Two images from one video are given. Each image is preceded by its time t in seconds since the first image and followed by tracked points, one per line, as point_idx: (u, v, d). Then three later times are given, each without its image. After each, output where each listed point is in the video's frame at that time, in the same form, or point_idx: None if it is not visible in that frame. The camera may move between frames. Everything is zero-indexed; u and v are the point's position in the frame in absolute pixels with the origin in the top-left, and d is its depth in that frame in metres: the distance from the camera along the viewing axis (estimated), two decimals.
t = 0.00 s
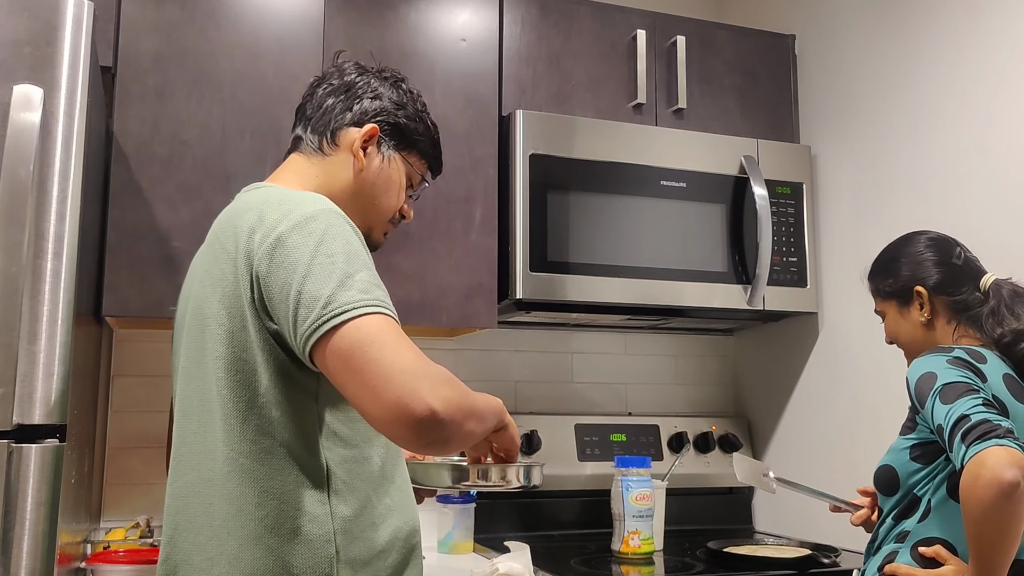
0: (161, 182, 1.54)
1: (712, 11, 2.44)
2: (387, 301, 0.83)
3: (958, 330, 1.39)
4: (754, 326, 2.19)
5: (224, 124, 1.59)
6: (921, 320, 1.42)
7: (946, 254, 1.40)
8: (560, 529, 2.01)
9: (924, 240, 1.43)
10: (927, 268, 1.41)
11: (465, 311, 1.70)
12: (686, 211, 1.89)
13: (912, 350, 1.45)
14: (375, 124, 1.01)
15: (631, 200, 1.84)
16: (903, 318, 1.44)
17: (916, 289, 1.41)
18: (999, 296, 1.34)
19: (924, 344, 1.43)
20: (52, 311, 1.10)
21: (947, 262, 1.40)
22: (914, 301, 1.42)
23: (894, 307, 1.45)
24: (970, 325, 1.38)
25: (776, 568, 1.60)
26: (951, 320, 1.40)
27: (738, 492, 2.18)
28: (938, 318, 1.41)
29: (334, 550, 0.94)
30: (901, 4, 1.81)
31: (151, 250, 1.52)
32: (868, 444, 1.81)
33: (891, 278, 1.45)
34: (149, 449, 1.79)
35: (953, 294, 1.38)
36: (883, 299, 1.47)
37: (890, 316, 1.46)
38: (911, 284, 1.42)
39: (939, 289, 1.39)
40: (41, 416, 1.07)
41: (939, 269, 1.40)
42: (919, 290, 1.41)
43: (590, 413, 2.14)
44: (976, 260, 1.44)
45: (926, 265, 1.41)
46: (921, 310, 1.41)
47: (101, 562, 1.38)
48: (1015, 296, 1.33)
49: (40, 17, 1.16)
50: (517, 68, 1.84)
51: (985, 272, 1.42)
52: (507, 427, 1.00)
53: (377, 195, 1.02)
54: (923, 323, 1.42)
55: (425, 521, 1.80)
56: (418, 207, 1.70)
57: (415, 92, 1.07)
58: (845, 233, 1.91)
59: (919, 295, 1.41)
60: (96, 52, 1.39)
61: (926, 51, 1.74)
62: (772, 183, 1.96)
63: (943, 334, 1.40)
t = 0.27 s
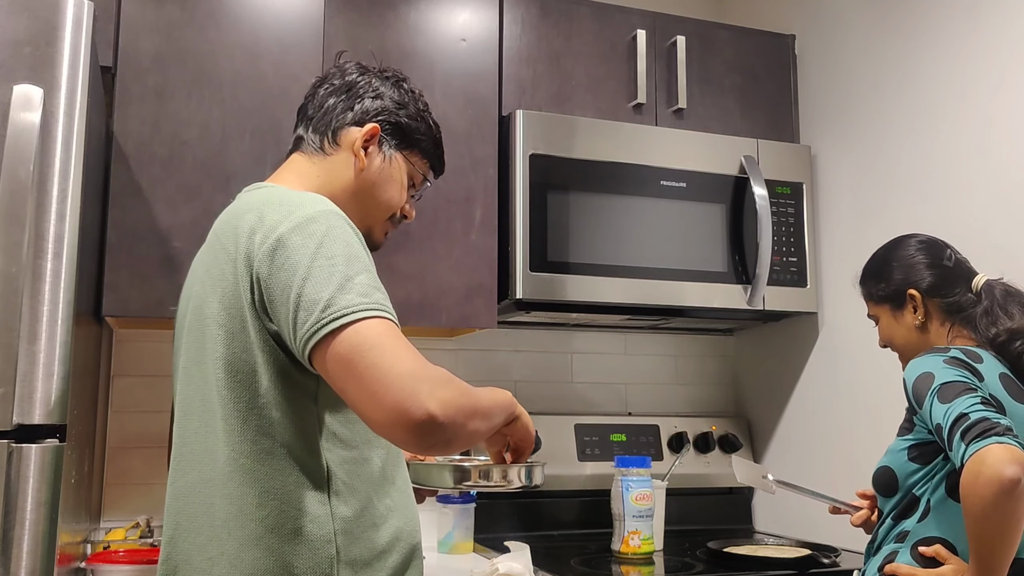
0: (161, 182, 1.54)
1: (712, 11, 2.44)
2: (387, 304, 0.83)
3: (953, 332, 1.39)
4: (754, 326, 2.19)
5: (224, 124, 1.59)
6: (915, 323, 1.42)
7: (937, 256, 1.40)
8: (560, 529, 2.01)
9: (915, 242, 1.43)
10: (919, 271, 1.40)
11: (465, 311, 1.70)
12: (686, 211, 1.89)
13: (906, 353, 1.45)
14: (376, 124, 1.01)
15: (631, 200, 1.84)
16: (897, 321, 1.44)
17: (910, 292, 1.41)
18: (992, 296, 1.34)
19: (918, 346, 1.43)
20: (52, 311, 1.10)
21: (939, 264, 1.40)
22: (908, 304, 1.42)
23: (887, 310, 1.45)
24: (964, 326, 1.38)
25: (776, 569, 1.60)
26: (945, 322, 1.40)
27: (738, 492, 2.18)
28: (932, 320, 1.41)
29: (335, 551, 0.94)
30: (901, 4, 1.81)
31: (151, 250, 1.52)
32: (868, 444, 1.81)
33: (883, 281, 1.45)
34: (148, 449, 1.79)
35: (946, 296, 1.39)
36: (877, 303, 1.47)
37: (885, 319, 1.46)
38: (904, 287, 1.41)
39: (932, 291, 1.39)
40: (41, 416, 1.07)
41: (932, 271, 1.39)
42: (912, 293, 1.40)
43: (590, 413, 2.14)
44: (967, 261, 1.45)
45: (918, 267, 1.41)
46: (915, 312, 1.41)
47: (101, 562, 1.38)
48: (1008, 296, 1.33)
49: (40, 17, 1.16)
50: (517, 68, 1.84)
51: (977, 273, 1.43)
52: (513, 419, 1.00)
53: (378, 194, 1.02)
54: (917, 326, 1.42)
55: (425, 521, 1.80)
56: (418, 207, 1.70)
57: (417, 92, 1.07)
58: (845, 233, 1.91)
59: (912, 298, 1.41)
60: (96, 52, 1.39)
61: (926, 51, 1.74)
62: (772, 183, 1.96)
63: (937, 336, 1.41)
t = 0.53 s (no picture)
0: (161, 182, 1.54)
1: (712, 11, 2.44)
2: (388, 303, 0.83)
3: (952, 332, 1.40)
4: (754, 326, 2.19)
5: (224, 124, 1.59)
6: (914, 323, 1.42)
7: (934, 256, 1.40)
8: (560, 529, 2.01)
9: (912, 243, 1.43)
10: (917, 272, 1.41)
11: (465, 311, 1.70)
12: (686, 211, 1.89)
13: (905, 353, 1.45)
14: (376, 124, 1.01)
15: (631, 200, 1.84)
16: (896, 321, 1.44)
17: (907, 293, 1.41)
18: (989, 296, 1.34)
19: (917, 346, 1.43)
20: (52, 311, 1.10)
21: (936, 265, 1.40)
22: (905, 304, 1.42)
23: (886, 311, 1.46)
24: (962, 326, 1.38)
25: (776, 569, 1.60)
26: (943, 322, 1.40)
27: (738, 492, 2.18)
28: (930, 320, 1.41)
29: (335, 550, 0.94)
30: (901, 4, 1.81)
31: (151, 250, 1.52)
32: (868, 444, 1.81)
33: (881, 283, 1.45)
34: (148, 449, 1.79)
35: (943, 297, 1.39)
36: (875, 304, 1.47)
37: (883, 320, 1.47)
38: (901, 288, 1.42)
39: (930, 292, 1.39)
40: (41, 416, 1.07)
41: (929, 272, 1.40)
42: (909, 294, 1.41)
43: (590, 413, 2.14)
44: (964, 261, 1.45)
45: (915, 268, 1.41)
46: (913, 313, 1.42)
47: (101, 563, 1.38)
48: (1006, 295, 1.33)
49: (40, 17, 1.16)
50: (517, 68, 1.84)
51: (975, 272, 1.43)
52: (509, 417, 1.00)
53: (378, 194, 1.02)
54: (915, 327, 1.42)
55: (425, 521, 1.80)
56: (418, 207, 1.70)
57: (419, 92, 1.07)
58: (845, 233, 1.91)
59: (909, 298, 1.41)
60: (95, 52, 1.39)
61: (926, 52, 1.74)
62: (772, 183, 1.96)
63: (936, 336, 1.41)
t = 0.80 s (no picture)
0: (161, 182, 1.54)
1: (712, 11, 2.44)
2: (393, 298, 0.83)
3: (951, 331, 1.39)
4: (754, 326, 2.19)
5: (224, 124, 1.59)
6: (913, 322, 1.41)
7: (933, 255, 1.40)
8: (560, 529, 2.01)
9: (911, 242, 1.43)
10: (916, 271, 1.41)
11: (465, 311, 1.70)
12: (686, 211, 1.89)
13: (906, 353, 1.45)
14: (376, 126, 1.01)
15: (631, 201, 1.84)
16: (896, 321, 1.44)
17: (906, 292, 1.41)
18: (987, 293, 1.34)
19: (917, 345, 1.43)
20: (52, 311, 1.10)
21: (935, 263, 1.40)
22: (905, 304, 1.42)
23: (886, 310, 1.45)
24: (962, 325, 1.38)
25: (776, 569, 1.60)
26: (943, 320, 1.40)
27: (738, 492, 2.18)
28: (929, 319, 1.41)
29: (335, 550, 0.94)
30: (901, 4, 1.81)
31: (151, 250, 1.52)
32: (868, 444, 1.81)
33: (880, 282, 1.45)
34: (148, 449, 1.79)
35: (942, 295, 1.38)
36: (875, 304, 1.47)
37: (884, 320, 1.46)
38: (900, 287, 1.42)
39: (929, 290, 1.39)
40: (41, 416, 1.07)
41: (928, 270, 1.40)
42: (909, 293, 1.41)
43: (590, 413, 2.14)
44: (964, 258, 1.44)
45: (914, 266, 1.41)
46: (913, 312, 1.41)
47: (101, 562, 1.38)
48: (1005, 292, 1.33)
49: (40, 17, 1.16)
50: (517, 68, 1.84)
51: (974, 270, 1.43)
52: (507, 420, 1.00)
53: (378, 196, 1.02)
54: (915, 326, 1.42)
55: (425, 521, 1.80)
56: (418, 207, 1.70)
57: (420, 95, 1.07)
58: (845, 233, 1.91)
59: (909, 297, 1.41)
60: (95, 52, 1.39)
61: (926, 52, 1.74)
62: (773, 183, 1.96)
63: (936, 335, 1.40)
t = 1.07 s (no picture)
0: (161, 182, 1.54)
1: (712, 11, 2.44)
2: (396, 293, 0.83)
3: (952, 330, 1.39)
4: (755, 326, 2.19)
5: (224, 124, 1.59)
6: (914, 320, 1.41)
7: (935, 253, 1.40)
8: (560, 529, 2.01)
9: (913, 239, 1.43)
10: (918, 268, 1.40)
11: (465, 311, 1.70)
12: (686, 211, 1.89)
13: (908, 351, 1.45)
14: (378, 128, 1.01)
15: (631, 201, 1.84)
16: (897, 319, 1.44)
17: (907, 290, 1.41)
18: (990, 292, 1.34)
19: (918, 343, 1.42)
20: (52, 311, 1.10)
21: (937, 261, 1.40)
22: (906, 301, 1.42)
23: (887, 307, 1.45)
24: (963, 323, 1.38)
25: (776, 569, 1.60)
26: (945, 318, 1.39)
27: (738, 492, 2.18)
28: (930, 317, 1.41)
29: (335, 550, 0.94)
30: (901, 4, 1.81)
31: (151, 250, 1.52)
32: (868, 444, 1.81)
33: (881, 279, 1.45)
34: (148, 449, 1.79)
35: (944, 293, 1.38)
36: (876, 301, 1.47)
37: (885, 318, 1.46)
38: (901, 284, 1.42)
39: (930, 288, 1.39)
40: (41, 416, 1.07)
41: (930, 268, 1.39)
42: (910, 290, 1.40)
43: (590, 413, 2.14)
44: (967, 258, 1.44)
45: (916, 264, 1.41)
46: (914, 309, 1.41)
47: (101, 562, 1.38)
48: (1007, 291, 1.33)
49: (40, 17, 1.16)
50: (517, 68, 1.84)
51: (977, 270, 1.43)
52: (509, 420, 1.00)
53: (379, 198, 1.01)
54: (916, 324, 1.41)
55: (425, 521, 1.80)
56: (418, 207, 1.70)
57: (423, 98, 1.07)
58: (845, 233, 1.91)
59: (909, 295, 1.41)
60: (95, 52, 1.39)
61: (926, 51, 1.74)
62: (773, 183, 1.96)
63: (937, 334, 1.40)
